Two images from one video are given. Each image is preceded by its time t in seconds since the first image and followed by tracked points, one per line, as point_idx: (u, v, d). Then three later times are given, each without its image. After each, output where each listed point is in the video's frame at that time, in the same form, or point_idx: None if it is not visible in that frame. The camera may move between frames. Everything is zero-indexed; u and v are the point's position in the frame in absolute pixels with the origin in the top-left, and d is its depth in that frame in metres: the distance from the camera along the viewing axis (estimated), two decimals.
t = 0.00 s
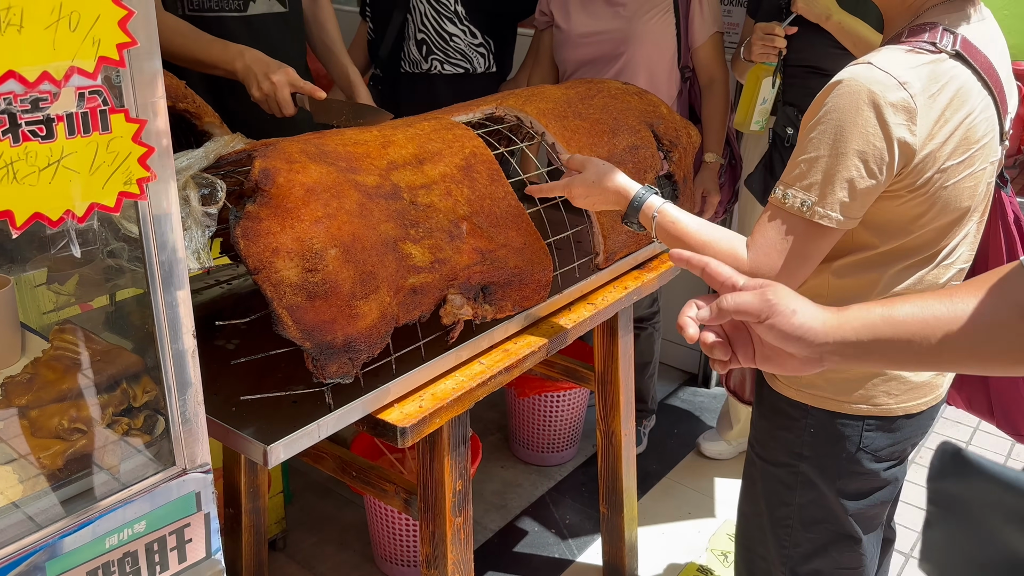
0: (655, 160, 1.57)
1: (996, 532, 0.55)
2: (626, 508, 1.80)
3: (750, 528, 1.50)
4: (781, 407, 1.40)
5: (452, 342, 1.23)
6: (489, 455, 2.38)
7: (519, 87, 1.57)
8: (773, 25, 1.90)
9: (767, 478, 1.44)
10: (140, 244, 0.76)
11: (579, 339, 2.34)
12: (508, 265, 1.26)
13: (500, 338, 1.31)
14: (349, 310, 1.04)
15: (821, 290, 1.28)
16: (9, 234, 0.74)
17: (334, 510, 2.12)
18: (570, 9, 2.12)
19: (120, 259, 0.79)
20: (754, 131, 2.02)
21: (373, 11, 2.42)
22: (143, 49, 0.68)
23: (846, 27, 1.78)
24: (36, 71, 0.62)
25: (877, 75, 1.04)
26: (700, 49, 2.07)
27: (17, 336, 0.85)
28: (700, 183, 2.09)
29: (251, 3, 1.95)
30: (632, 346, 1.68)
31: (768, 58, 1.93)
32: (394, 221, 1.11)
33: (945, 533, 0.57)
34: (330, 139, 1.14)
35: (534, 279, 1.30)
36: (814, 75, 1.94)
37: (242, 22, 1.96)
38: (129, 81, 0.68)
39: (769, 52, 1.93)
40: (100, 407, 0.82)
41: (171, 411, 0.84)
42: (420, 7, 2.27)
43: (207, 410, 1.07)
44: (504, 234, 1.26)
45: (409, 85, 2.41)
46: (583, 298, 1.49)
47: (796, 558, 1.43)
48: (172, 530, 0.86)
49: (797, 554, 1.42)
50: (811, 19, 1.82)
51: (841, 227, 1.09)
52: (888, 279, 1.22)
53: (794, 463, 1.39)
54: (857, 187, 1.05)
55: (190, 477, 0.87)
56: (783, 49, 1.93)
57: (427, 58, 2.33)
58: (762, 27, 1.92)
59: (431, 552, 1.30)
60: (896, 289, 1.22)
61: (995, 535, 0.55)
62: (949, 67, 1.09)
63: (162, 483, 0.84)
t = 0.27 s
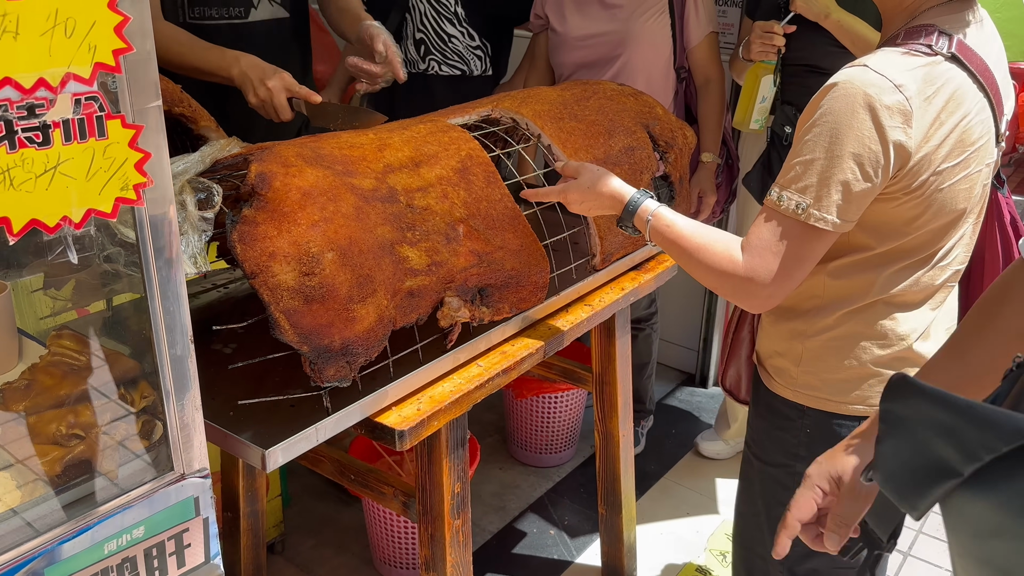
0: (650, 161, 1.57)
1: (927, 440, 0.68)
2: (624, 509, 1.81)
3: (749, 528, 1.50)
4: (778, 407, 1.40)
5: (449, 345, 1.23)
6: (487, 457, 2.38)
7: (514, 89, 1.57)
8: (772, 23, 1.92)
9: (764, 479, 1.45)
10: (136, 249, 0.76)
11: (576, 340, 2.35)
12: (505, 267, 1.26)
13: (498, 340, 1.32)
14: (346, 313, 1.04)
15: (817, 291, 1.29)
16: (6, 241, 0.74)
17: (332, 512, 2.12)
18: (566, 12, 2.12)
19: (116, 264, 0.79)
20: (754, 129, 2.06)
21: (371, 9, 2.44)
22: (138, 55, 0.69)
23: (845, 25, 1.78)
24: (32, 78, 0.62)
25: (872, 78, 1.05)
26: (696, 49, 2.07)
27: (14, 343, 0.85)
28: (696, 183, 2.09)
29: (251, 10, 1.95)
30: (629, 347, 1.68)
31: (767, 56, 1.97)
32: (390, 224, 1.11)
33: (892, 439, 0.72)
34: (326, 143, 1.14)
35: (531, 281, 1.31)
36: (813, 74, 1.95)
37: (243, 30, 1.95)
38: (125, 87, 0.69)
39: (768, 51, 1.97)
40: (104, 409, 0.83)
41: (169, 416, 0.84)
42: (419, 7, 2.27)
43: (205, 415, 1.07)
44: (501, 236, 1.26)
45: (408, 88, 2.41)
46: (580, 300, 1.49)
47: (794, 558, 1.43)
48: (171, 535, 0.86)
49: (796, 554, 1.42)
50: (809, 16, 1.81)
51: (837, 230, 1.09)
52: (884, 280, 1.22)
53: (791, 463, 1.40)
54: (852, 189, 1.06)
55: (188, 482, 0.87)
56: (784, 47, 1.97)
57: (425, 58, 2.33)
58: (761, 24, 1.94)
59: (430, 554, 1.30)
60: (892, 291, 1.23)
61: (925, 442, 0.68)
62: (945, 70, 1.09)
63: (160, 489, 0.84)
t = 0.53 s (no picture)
0: (644, 161, 1.57)
1: (900, 408, 0.68)
2: (620, 509, 1.80)
3: (745, 527, 1.50)
4: (773, 406, 1.40)
5: (443, 346, 1.23)
6: (483, 458, 2.38)
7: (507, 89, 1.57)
8: (765, 21, 1.93)
9: (760, 478, 1.45)
10: (128, 253, 0.76)
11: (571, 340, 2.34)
12: (498, 268, 1.26)
13: (492, 341, 1.31)
14: (339, 315, 1.04)
15: (811, 291, 1.28)
16: None
17: (329, 515, 2.12)
18: (559, 12, 2.12)
19: (108, 267, 0.77)
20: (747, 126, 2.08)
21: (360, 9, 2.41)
22: (127, 57, 0.68)
23: (838, 23, 1.78)
24: (19, 82, 0.62)
25: (868, 77, 1.05)
26: (689, 50, 2.10)
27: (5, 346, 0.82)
28: (691, 183, 2.08)
29: (266, 14, 1.95)
30: (624, 347, 1.68)
31: (760, 55, 1.96)
32: (382, 226, 1.11)
33: (872, 409, 0.71)
34: (318, 144, 1.14)
35: (525, 281, 1.31)
36: (807, 72, 1.95)
37: (252, 32, 1.95)
38: (114, 90, 0.68)
39: (763, 49, 1.95)
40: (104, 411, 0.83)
41: (162, 420, 0.84)
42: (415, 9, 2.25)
43: (198, 418, 1.07)
44: (494, 237, 1.26)
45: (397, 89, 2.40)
46: (574, 300, 1.49)
47: (791, 558, 1.43)
48: (165, 539, 0.86)
49: (792, 553, 1.42)
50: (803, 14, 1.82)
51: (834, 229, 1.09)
52: (880, 278, 1.22)
53: (786, 462, 1.40)
54: (850, 189, 1.06)
55: (181, 485, 0.87)
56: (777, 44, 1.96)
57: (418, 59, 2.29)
58: (754, 23, 1.94)
59: (425, 556, 1.29)
60: (888, 289, 1.23)
61: (898, 411, 0.68)
62: (940, 69, 1.10)
63: (152, 493, 0.84)
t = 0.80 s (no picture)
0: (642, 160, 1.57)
1: (884, 362, 0.70)
2: (620, 508, 1.81)
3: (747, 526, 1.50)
4: (777, 405, 1.41)
5: (442, 346, 1.23)
6: (483, 458, 2.38)
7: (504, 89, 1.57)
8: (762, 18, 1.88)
9: (762, 477, 1.45)
10: (126, 255, 0.75)
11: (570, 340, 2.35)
12: (497, 268, 1.26)
13: (491, 341, 1.31)
14: (338, 316, 1.04)
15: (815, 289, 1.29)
16: None
17: (328, 516, 2.12)
18: (556, 13, 2.12)
19: (107, 269, 0.78)
20: (743, 126, 2.03)
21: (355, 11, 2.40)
22: (124, 58, 0.68)
23: (834, 21, 1.77)
24: (17, 83, 0.62)
25: (877, 79, 1.05)
26: (686, 49, 2.09)
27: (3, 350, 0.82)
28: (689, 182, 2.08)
29: (276, 19, 1.95)
30: (623, 346, 1.68)
31: (756, 54, 1.92)
32: (381, 226, 1.11)
33: (858, 365, 0.74)
34: (316, 145, 1.14)
35: (524, 281, 1.31)
36: (803, 70, 1.98)
37: (261, 37, 1.94)
38: (112, 91, 0.68)
39: (758, 48, 1.91)
40: (107, 413, 0.84)
41: (162, 422, 0.84)
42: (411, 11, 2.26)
43: (198, 420, 1.06)
44: (493, 236, 1.25)
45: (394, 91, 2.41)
46: (573, 299, 1.49)
47: (794, 556, 1.43)
48: (165, 541, 0.86)
49: (795, 552, 1.42)
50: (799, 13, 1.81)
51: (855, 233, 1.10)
52: (885, 276, 1.22)
53: (789, 461, 1.40)
54: (865, 193, 1.06)
55: (181, 487, 0.87)
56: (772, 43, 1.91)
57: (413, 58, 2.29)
58: (749, 21, 1.90)
59: (426, 557, 1.29)
60: (894, 286, 1.23)
61: (882, 365, 0.70)
62: (945, 68, 1.10)
63: (153, 494, 0.84)
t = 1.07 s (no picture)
0: (640, 159, 1.57)
1: (883, 358, 0.69)
2: (620, 508, 1.81)
3: (749, 524, 1.50)
4: (783, 405, 1.41)
5: (441, 346, 1.23)
6: (482, 458, 2.38)
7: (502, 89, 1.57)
8: (755, 18, 1.88)
9: (767, 476, 1.45)
10: (125, 256, 0.75)
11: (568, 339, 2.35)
12: (497, 267, 1.26)
13: (490, 340, 1.31)
14: (338, 316, 1.04)
15: (822, 286, 1.29)
16: None
17: (327, 517, 2.11)
18: (553, 13, 2.12)
19: (104, 271, 0.78)
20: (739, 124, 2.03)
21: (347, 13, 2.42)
22: (122, 58, 0.68)
23: (828, 19, 1.78)
24: (14, 84, 0.62)
25: (880, 83, 1.06)
26: (684, 49, 2.08)
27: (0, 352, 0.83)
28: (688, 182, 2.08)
29: (267, 21, 1.96)
30: (621, 345, 1.68)
31: (751, 51, 1.92)
32: (380, 226, 1.11)
33: (856, 362, 0.71)
34: (314, 145, 1.13)
35: (523, 281, 1.30)
36: (796, 67, 1.97)
37: (252, 36, 1.97)
38: (110, 91, 0.68)
39: (753, 46, 1.92)
40: (103, 415, 0.83)
41: (161, 423, 0.84)
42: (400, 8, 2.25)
43: (197, 421, 1.06)
44: (492, 236, 1.25)
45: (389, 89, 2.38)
46: (572, 299, 1.49)
47: (799, 555, 1.43)
48: (165, 542, 0.86)
49: (800, 552, 1.43)
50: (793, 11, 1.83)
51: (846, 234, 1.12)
52: (890, 274, 1.22)
53: (798, 461, 1.40)
54: (859, 194, 1.08)
55: (181, 488, 0.86)
56: (766, 42, 1.92)
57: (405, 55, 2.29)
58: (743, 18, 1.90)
59: (426, 557, 1.29)
60: (900, 283, 1.23)
61: (884, 360, 0.69)
62: (949, 67, 1.09)
63: (152, 496, 0.84)
